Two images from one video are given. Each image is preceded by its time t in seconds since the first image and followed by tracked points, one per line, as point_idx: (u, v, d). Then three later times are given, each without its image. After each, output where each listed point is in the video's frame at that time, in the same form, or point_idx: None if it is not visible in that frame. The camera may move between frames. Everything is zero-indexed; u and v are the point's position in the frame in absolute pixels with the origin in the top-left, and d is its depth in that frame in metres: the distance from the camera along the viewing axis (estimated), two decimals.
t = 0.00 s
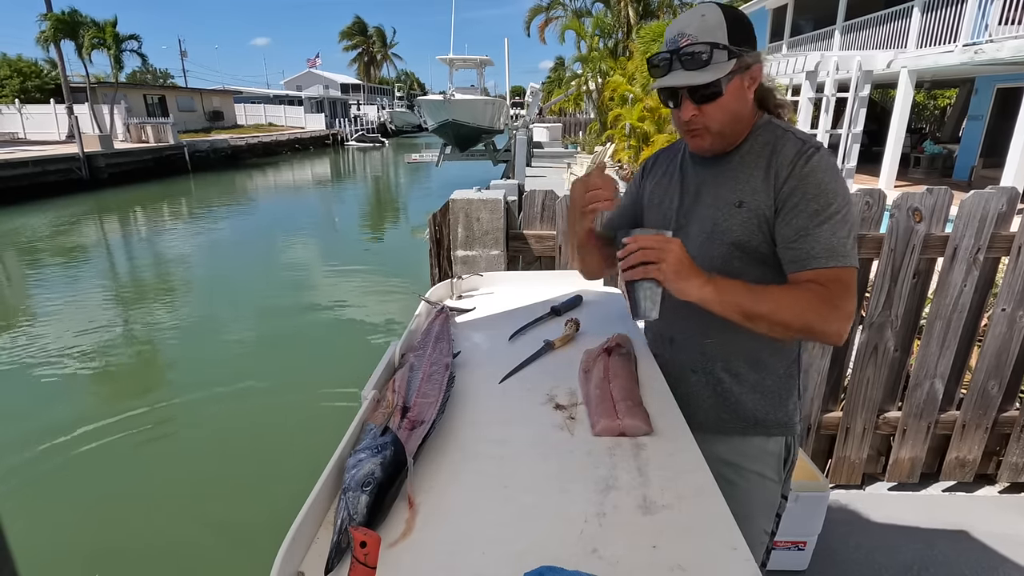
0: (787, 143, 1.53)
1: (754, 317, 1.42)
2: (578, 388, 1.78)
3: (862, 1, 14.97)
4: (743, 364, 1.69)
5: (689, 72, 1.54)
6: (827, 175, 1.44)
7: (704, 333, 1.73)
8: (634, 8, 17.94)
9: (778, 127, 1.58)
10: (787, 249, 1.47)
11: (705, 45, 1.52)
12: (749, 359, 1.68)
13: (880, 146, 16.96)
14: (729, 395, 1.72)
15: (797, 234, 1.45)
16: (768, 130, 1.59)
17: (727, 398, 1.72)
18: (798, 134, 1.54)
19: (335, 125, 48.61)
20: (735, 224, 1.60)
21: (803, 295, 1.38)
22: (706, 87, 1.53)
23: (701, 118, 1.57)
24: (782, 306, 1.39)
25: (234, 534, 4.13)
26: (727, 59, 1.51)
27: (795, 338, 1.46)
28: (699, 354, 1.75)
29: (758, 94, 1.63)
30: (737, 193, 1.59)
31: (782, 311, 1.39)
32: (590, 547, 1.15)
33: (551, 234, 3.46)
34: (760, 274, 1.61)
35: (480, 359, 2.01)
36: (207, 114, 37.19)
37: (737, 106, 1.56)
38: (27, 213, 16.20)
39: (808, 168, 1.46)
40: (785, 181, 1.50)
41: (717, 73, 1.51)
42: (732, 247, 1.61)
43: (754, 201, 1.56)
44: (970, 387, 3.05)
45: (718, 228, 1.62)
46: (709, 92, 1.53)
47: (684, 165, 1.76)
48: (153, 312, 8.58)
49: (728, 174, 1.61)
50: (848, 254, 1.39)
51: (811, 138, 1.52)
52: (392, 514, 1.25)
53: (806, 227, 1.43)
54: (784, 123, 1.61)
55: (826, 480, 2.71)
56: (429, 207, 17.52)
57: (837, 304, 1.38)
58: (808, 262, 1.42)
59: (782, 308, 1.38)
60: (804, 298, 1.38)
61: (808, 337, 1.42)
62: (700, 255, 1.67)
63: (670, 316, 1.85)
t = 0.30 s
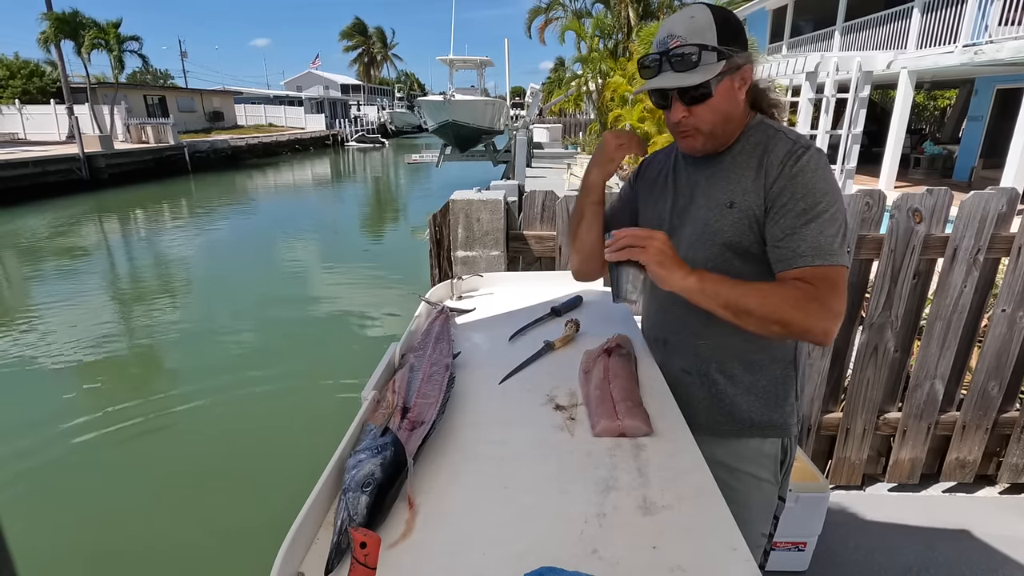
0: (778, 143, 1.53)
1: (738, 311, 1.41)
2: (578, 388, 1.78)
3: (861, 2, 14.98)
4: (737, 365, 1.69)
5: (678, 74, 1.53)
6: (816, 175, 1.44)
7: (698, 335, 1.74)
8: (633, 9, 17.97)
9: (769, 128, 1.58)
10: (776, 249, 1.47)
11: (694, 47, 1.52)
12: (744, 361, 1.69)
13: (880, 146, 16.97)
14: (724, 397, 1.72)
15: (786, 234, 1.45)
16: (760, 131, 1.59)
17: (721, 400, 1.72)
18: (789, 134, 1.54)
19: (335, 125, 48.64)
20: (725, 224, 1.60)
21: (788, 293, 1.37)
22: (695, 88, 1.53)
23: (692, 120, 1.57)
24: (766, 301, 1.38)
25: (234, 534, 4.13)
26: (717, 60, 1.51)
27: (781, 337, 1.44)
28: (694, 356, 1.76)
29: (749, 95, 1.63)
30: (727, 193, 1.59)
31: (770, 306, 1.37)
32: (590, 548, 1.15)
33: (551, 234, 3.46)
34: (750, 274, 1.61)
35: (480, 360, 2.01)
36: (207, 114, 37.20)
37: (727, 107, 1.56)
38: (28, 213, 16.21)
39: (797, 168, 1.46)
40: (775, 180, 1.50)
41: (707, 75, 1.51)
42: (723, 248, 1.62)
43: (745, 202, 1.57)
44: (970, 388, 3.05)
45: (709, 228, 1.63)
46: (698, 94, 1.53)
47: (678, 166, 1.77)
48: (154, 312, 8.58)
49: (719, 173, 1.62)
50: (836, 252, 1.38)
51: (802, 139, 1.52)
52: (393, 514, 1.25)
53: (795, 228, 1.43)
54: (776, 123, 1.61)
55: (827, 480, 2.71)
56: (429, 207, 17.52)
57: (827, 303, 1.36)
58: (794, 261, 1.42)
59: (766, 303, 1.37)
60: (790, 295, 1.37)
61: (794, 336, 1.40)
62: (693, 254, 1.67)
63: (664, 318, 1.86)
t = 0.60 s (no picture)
0: (775, 143, 1.53)
1: (740, 320, 1.42)
2: (578, 389, 1.78)
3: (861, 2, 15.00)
4: (737, 366, 1.69)
5: (674, 71, 1.53)
6: (814, 176, 1.44)
7: (697, 336, 1.74)
8: (634, 10, 17.99)
9: (766, 128, 1.58)
10: (776, 251, 1.47)
11: (689, 44, 1.52)
12: (744, 362, 1.69)
13: (880, 147, 16.99)
14: (724, 399, 1.72)
15: (785, 236, 1.45)
16: (757, 131, 1.59)
17: (721, 402, 1.73)
18: (786, 134, 1.54)
19: (335, 126, 48.64)
20: (725, 225, 1.60)
21: (789, 299, 1.37)
22: (691, 86, 1.53)
23: (687, 118, 1.57)
24: (767, 309, 1.38)
25: (233, 535, 4.13)
26: (712, 58, 1.51)
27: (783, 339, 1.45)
28: (692, 357, 1.76)
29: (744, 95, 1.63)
30: (726, 195, 1.59)
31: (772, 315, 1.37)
32: (590, 548, 1.15)
33: (551, 234, 3.46)
34: (749, 276, 1.61)
35: (480, 360, 2.01)
36: (207, 115, 37.22)
37: (723, 106, 1.56)
38: (28, 214, 16.21)
39: (795, 169, 1.46)
40: (773, 181, 1.50)
41: (702, 72, 1.51)
42: (722, 249, 1.62)
43: (744, 203, 1.56)
44: (970, 388, 3.05)
45: (707, 230, 1.63)
46: (693, 92, 1.53)
47: (676, 166, 1.77)
48: (153, 313, 8.58)
49: (718, 176, 1.62)
50: (836, 254, 1.38)
51: (800, 139, 1.52)
52: (392, 515, 1.25)
53: (794, 229, 1.43)
54: (773, 123, 1.61)
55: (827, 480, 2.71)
56: (429, 208, 17.53)
57: (827, 306, 1.37)
58: (795, 265, 1.42)
59: (768, 312, 1.37)
60: (791, 301, 1.37)
61: (795, 340, 1.41)
62: (692, 256, 1.67)
63: (664, 319, 1.86)
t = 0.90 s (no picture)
0: (776, 143, 1.54)
1: (749, 332, 1.40)
2: (579, 389, 1.78)
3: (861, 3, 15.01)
4: (737, 367, 1.70)
5: (673, 69, 1.54)
6: (815, 176, 1.44)
7: (698, 335, 1.74)
8: (633, 10, 18.01)
9: (767, 128, 1.58)
10: (779, 251, 1.48)
11: (688, 43, 1.52)
12: (745, 363, 1.69)
13: (880, 147, 17.01)
14: (724, 399, 1.73)
15: (787, 236, 1.45)
16: (758, 130, 1.59)
17: (721, 403, 1.73)
18: (787, 134, 1.54)
19: (335, 127, 48.65)
20: (725, 225, 1.60)
21: (795, 303, 1.38)
22: (692, 84, 1.53)
23: (687, 115, 1.57)
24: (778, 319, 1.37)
25: (234, 535, 4.13)
26: (711, 56, 1.52)
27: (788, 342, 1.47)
28: (693, 357, 1.77)
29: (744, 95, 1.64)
30: (727, 195, 1.59)
31: (781, 319, 1.37)
32: (590, 547, 1.15)
33: (551, 235, 3.46)
34: (750, 274, 1.62)
35: (480, 360, 2.02)
36: (207, 115, 37.24)
37: (723, 105, 1.56)
38: (28, 214, 16.21)
39: (796, 168, 1.47)
40: (774, 182, 1.50)
41: (701, 69, 1.51)
42: (723, 248, 1.62)
43: (744, 202, 1.57)
44: (970, 388, 3.05)
45: (708, 229, 1.63)
46: (693, 90, 1.53)
47: (677, 166, 1.77)
48: (154, 313, 8.58)
49: (717, 176, 1.62)
50: (840, 255, 1.39)
51: (801, 138, 1.52)
52: (394, 514, 1.25)
53: (796, 229, 1.43)
54: (774, 123, 1.61)
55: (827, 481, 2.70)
56: (429, 208, 17.54)
57: (831, 308, 1.38)
58: (800, 267, 1.42)
59: (779, 324, 1.37)
60: (798, 306, 1.38)
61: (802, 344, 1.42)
62: (692, 255, 1.68)
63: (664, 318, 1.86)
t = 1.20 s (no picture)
0: (776, 143, 1.54)
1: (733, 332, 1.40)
2: (580, 388, 1.78)
3: (861, 3, 15.02)
4: (738, 367, 1.70)
5: (672, 72, 1.54)
6: (813, 176, 1.44)
7: (698, 336, 1.75)
8: (633, 11, 18.03)
9: (767, 128, 1.58)
10: (774, 252, 1.48)
11: (686, 46, 1.53)
12: (745, 364, 1.70)
13: (879, 148, 17.03)
14: (725, 400, 1.73)
15: (783, 237, 1.46)
16: (758, 131, 1.59)
17: (722, 404, 1.73)
18: (787, 134, 1.54)
19: (335, 127, 48.64)
20: (724, 226, 1.61)
21: (786, 307, 1.39)
22: (691, 87, 1.54)
23: (688, 117, 1.58)
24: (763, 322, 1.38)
25: (235, 534, 4.13)
26: (710, 58, 1.52)
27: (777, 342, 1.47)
28: (693, 358, 1.77)
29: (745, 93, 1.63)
30: (726, 195, 1.60)
31: (767, 323, 1.38)
32: (592, 547, 1.16)
33: (552, 235, 3.46)
34: (748, 275, 1.62)
35: (481, 360, 2.02)
36: (207, 115, 37.26)
37: (723, 106, 1.56)
38: (28, 214, 16.20)
39: (794, 169, 1.47)
40: (772, 183, 1.50)
41: (699, 72, 1.51)
42: (721, 249, 1.63)
43: (742, 203, 1.57)
44: (970, 389, 3.06)
45: (707, 230, 1.63)
46: (694, 93, 1.54)
47: (678, 167, 1.78)
48: (154, 314, 8.57)
49: (716, 178, 1.62)
50: (834, 257, 1.38)
51: (800, 138, 1.52)
52: (396, 514, 1.25)
53: (792, 230, 1.44)
54: (775, 123, 1.61)
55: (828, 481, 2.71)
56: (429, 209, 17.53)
57: (820, 312, 1.39)
58: (793, 269, 1.43)
59: (763, 327, 1.37)
60: (789, 309, 1.38)
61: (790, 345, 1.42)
62: (692, 256, 1.68)
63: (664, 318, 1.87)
